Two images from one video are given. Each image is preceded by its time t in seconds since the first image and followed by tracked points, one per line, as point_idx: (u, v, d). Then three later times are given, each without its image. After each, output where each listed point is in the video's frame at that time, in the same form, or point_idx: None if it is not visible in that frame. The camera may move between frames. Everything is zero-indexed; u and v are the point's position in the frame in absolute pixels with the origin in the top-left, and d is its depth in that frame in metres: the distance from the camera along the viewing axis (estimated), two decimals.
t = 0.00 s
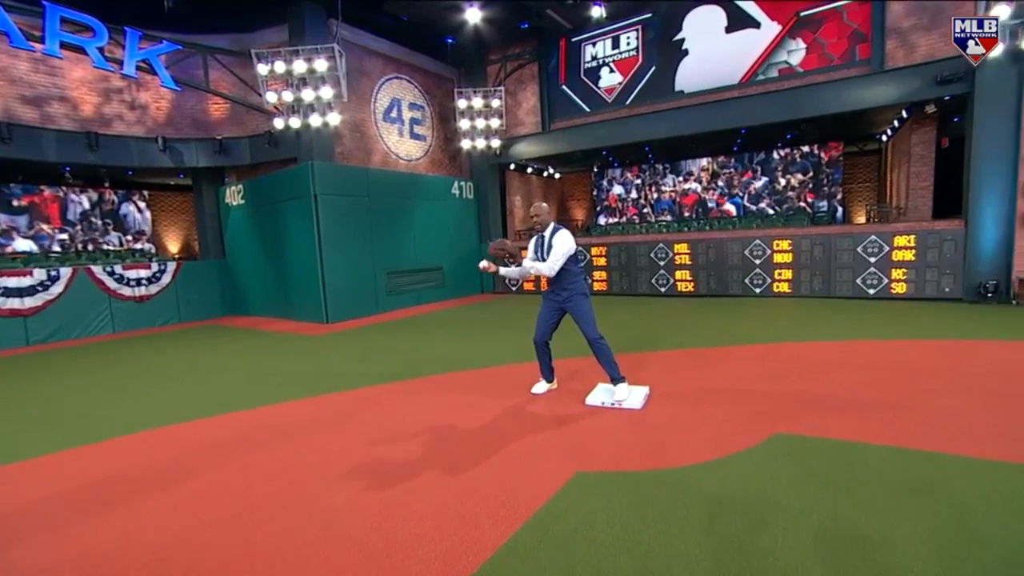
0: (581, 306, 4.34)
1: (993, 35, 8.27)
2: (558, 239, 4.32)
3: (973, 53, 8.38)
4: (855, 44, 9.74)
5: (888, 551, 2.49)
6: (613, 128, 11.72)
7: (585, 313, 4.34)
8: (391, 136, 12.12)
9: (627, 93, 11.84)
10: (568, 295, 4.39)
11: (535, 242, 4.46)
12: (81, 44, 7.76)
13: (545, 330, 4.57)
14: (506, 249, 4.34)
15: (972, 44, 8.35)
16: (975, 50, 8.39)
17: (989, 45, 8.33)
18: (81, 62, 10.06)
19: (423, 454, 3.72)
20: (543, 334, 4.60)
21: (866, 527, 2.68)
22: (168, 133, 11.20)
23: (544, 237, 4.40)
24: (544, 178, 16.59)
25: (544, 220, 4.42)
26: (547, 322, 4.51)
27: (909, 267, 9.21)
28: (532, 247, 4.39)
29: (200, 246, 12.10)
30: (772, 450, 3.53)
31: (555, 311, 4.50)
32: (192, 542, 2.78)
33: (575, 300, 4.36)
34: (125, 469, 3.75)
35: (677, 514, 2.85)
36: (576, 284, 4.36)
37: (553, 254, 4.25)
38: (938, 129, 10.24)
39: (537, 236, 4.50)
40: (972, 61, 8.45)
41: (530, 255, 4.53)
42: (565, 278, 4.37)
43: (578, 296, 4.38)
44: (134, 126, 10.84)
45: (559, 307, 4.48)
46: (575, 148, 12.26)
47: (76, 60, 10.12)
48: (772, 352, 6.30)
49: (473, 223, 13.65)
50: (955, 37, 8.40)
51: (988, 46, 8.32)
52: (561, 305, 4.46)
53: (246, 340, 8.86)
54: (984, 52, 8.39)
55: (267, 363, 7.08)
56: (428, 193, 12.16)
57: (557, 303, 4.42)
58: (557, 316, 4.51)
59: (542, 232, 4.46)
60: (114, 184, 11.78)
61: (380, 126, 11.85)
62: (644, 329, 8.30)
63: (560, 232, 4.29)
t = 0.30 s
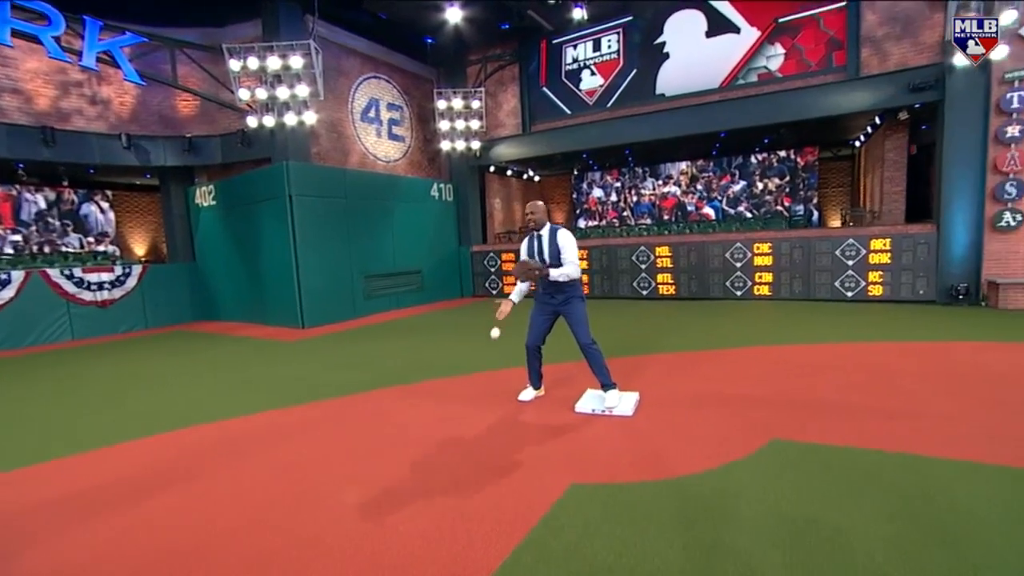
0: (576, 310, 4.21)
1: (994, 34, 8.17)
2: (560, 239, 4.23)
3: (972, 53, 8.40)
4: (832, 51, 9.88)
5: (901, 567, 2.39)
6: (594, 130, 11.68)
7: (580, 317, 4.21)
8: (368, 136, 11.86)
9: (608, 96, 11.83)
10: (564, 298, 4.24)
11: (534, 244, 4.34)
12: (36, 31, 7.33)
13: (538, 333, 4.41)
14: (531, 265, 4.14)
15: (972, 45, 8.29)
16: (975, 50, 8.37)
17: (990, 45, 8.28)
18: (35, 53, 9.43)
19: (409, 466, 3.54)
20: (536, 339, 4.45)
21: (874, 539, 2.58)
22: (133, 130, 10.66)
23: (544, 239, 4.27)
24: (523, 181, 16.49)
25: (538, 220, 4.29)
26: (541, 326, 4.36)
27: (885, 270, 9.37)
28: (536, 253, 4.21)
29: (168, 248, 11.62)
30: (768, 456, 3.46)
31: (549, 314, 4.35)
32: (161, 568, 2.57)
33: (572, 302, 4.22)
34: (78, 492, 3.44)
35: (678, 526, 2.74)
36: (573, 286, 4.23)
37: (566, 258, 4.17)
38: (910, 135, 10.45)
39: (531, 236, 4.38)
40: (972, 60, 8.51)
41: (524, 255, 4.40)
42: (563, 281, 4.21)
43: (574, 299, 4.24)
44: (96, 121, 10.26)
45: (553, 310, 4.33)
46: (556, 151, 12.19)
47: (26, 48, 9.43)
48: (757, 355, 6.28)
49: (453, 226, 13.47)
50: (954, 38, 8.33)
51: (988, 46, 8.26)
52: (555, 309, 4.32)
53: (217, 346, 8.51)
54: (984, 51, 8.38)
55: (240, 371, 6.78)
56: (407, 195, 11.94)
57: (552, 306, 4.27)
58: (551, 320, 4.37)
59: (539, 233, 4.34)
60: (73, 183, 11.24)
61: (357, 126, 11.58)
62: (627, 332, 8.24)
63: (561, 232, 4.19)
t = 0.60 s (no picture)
0: (577, 314, 4.09)
1: (992, 35, 8.21)
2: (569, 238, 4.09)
3: (973, 52, 8.33)
4: (808, 56, 10.05)
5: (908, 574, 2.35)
6: (574, 131, 11.63)
7: (581, 321, 4.10)
8: (344, 135, 11.58)
9: (588, 98, 11.81)
10: (567, 301, 4.12)
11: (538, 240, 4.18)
12: None
13: (539, 337, 4.26)
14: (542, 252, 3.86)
15: (972, 44, 8.22)
16: (976, 49, 8.30)
17: (988, 45, 8.27)
18: None
19: (398, 479, 3.37)
20: (535, 344, 4.31)
21: (880, 547, 2.53)
22: (89, 125, 10.13)
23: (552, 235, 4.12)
24: (502, 182, 16.38)
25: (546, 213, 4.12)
26: (541, 330, 4.23)
27: (860, 271, 9.55)
28: (543, 245, 4.01)
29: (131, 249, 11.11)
30: (765, 461, 3.42)
31: (549, 317, 4.23)
32: None
33: (575, 305, 4.10)
34: (37, 512, 3.19)
35: (679, 536, 2.66)
36: (577, 288, 4.12)
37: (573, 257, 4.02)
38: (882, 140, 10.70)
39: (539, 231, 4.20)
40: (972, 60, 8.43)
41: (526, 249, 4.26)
42: (567, 282, 4.08)
43: (577, 301, 4.14)
44: (50, 114, 9.70)
45: (553, 313, 4.21)
46: (536, 152, 12.10)
47: None
48: (742, 357, 6.28)
49: (431, 227, 13.27)
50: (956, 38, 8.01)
51: (987, 45, 8.25)
52: (557, 313, 4.20)
53: (185, 351, 8.14)
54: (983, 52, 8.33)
55: (212, 378, 6.48)
56: (384, 196, 11.69)
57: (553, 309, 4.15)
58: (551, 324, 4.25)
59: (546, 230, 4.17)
60: (26, 181, 10.68)
61: (332, 124, 11.28)
62: (611, 335, 8.18)
63: (570, 230, 4.05)
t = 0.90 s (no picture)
0: (571, 320, 4.00)
1: (993, 35, 8.64)
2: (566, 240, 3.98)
3: (973, 52, 8.70)
4: (785, 61, 10.19)
5: None
6: (554, 133, 11.55)
7: (575, 327, 3.99)
8: (320, 134, 11.28)
9: (568, 100, 11.76)
10: (561, 307, 4.02)
11: (533, 241, 3.94)
12: None
13: (530, 342, 4.15)
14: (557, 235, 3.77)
15: (973, 44, 8.66)
16: (976, 50, 8.71)
17: (988, 45, 8.67)
18: None
19: (385, 493, 3.20)
20: (527, 349, 4.19)
21: (890, 555, 2.47)
22: (45, 119, 9.45)
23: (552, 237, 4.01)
24: (480, 184, 16.24)
25: (553, 220, 3.98)
26: (533, 336, 4.12)
27: (837, 273, 9.70)
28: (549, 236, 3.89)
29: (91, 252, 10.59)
30: (762, 468, 3.35)
31: (542, 322, 4.12)
32: None
33: (569, 311, 4.01)
34: None
35: (685, 549, 2.56)
36: (573, 294, 4.02)
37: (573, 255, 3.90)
38: (855, 144, 10.91)
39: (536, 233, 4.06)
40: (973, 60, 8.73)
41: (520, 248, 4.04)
42: (564, 287, 3.98)
43: (571, 307, 4.03)
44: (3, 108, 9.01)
45: (546, 318, 4.10)
46: (516, 154, 12.00)
47: None
48: (727, 360, 6.26)
49: (409, 228, 13.04)
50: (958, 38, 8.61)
51: (987, 46, 8.66)
52: (550, 318, 4.09)
53: (153, 359, 7.75)
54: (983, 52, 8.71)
55: (181, 387, 6.17)
56: (361, 197, 11.44)
57: (548, 314, 4.04)
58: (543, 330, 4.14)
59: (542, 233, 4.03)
60: None
61: (307, 123, 10.97)
62: (594, 338, 8.11)
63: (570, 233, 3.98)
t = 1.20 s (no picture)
0: (576, 321, 3.89)
1: (993, 35, 8.69)
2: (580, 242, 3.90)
3: (973, 52, 8.73)
4: (766, 64, 10.25)
5: None
6: (537, 135, 11.44)
7: (580, 329, 3.89)
8: (296, 135, 10.98)
9: (550, 101, 11.66)
10: (568, 308, 3.91)
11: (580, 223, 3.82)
12: None
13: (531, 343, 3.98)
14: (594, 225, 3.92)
15: (973, 43, 8.71)
16: (976, 49, 8.74)
17: (989, 45, 8.70)
18: None
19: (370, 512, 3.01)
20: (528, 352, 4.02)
21: (901, 564, 2.38)
22: None
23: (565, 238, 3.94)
24: (461, 186, 16.06)
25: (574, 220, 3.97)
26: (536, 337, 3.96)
27: (818, 275, 9.78)
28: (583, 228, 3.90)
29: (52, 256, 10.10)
30: (761, 476, 3.26)
31: (545, 324, 3.97)
32: None
33: (575, 313, 3.91)
34: None
35: (690, 565, 2.43)
36: (580, 295, 3.94)
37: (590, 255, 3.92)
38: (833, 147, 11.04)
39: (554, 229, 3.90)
40: (972, 60, 8.77)
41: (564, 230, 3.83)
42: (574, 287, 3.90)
43: (577, 309, 3.93)
44: None
45: (551, 319, 3.96)
46: (498, 156, 11.86)
47: None
48: (714, 363, 6.21)
49: (389, 230, 12.80)
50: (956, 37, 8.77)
51: (988, 45, 8.69)
52: (554, 320, 3.96)
53: (120, 369, 7.38)
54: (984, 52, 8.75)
55: (150, 399, 5.85)
56: (339, 198, 11.16)
57: (553, 314, 3.91)
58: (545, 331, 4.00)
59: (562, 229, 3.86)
60: None
61: (283, 123, 10.66)
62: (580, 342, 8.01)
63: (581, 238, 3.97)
